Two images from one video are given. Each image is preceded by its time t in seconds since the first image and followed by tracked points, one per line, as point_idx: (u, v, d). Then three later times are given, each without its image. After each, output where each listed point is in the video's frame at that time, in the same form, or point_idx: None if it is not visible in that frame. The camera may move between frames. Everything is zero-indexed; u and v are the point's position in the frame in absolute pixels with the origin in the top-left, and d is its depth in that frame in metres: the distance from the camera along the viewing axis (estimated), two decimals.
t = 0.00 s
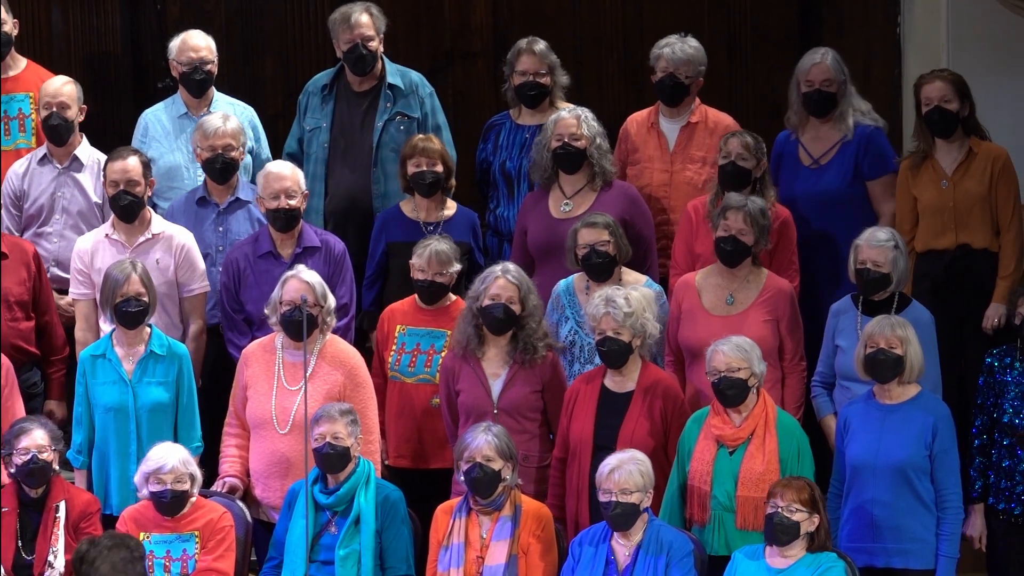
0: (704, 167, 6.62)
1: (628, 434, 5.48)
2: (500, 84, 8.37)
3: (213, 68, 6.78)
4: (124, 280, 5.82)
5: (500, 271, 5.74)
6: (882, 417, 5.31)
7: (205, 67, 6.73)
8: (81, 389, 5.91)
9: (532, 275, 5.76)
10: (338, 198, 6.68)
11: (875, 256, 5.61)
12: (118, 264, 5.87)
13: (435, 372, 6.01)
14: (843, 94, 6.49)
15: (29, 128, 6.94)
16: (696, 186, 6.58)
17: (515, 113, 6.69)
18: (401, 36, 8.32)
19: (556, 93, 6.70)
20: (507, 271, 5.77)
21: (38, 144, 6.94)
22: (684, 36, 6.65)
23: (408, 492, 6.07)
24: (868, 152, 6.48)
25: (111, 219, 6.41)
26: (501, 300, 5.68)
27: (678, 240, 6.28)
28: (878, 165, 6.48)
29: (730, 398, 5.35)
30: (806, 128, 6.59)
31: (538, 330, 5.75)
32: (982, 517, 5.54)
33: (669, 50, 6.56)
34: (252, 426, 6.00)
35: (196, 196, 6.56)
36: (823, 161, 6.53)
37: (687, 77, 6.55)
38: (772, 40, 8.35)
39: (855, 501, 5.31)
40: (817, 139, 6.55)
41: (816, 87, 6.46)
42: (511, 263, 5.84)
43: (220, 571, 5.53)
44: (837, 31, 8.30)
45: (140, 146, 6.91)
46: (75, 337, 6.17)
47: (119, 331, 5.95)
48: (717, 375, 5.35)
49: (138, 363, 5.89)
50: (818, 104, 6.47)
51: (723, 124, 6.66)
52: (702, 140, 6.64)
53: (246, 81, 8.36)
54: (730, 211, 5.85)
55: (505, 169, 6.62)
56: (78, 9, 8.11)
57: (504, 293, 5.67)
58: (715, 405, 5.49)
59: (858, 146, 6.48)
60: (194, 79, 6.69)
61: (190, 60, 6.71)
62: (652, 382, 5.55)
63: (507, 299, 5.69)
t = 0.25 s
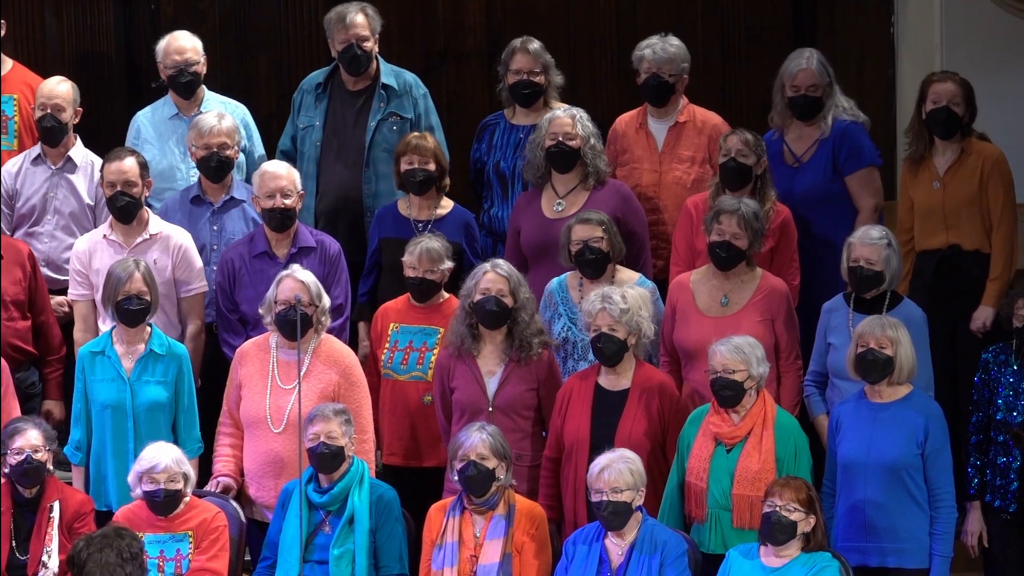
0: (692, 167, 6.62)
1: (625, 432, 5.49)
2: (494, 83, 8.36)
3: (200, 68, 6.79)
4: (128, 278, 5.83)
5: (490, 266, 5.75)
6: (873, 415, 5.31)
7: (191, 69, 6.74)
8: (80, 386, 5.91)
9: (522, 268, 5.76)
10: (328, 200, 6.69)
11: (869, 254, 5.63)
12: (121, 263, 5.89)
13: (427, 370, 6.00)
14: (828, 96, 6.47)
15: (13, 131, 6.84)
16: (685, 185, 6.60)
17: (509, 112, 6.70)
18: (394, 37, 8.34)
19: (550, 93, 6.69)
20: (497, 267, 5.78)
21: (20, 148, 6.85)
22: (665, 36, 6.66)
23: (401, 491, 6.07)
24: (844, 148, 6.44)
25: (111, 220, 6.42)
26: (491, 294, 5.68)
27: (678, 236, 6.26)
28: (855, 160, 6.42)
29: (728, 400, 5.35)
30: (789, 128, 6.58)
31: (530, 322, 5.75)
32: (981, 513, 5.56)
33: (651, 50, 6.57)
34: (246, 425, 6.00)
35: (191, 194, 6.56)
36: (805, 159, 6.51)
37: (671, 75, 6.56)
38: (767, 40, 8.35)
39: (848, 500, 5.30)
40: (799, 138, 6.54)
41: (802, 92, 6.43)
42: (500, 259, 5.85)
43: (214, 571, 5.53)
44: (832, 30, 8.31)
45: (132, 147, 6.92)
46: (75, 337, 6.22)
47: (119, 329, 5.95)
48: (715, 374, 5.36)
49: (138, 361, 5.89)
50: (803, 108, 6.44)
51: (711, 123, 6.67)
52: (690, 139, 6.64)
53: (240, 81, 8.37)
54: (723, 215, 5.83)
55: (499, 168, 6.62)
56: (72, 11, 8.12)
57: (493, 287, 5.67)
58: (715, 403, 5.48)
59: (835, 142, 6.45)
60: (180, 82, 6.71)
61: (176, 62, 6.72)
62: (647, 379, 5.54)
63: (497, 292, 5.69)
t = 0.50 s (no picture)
0: (685, 166, 6.62)
1: (626, 432, 5.49)
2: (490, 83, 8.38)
3: (186, 69, 6.77)
4: (130, 279, 5.82)
5: (487, 269, 5.75)
6: (867, 415, 5.31)
7: (178, 71, 6.73)
8: (77, 386, 5.91)
9: (520, 269, 5.73)
10: (324, 198, 6.71)
11: (858, 253, 5.63)
12: (124, 263, 5.89)
13: (422, 369, 6.00)
14: (821, 96, 6.47)
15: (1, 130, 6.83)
16: (677, 185, 6.59)
17: (506, 112, 6.69)
18: (390, 37, 8.34)
19: (547, 93, 6.69)
20: (495, 269, 5.76)
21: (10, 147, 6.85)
22: (651, 36, 6.66)
23: (396, 490, 6.08)
24: (838, 149, 6.43)
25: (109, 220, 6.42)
26: (488, 297, 5.67)
27: (681, 237, 6.27)
28: (849, 161, 6.42)
29: (727, 402, 5.34)
30: (782, 128, 6.56)
31: (531, 323, 5.74)
32: (980, 514, 5.55)
33: (638, 51, 6.57)
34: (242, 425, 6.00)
35: (189, 194, 6.56)
36: (798, 159, 6.50)
37: (659, 75, 6.56)
38: (765, 39, 8.33)
39: (843, 500, 5.30)
40: (793, 138, 6.52)
41: (794, 91, 6.42)
42: (499, 261, 5.84)
43: (209, 571, 5.52)
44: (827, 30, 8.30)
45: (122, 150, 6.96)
46: (73, 337, 6.22)
47: (118, 329, 5.95)
48: (714, 376, 5.34)
49: (136, 361, 5.88)
50: (796, 108, 6.44)
51: (701, 122, 6.66)
52: (682, 139, 6.64)
53: (236, 82, 8.40)
54: (722, 215, 5.81)
55: (495, 168, 6.62)
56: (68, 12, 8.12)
57: (490, 289, 5.66)
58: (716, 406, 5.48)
59: (830, 144, 6.44)
60: (167, 83, 6.71)
61: (163, 65, 6.72)
62: (645, 380, 5.55)
63: (495, 294, 5.68)
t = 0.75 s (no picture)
0: (683, 165, 6.64)
1: (623, 431, 5.49)
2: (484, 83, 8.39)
3: (176, 69, 6.77)
4: (122, 277, 5.81)
5: (487, 267, 5.75)
6: (862, 414, 5.32)
7: (168, 70, 6.73)
8: (71, 386, 5.90)
9: (520, 268, 5.73)
10: (319, 196, 6.70)
11: (847, 248, 5.63)
12: (115, 262, 5.88)
13: (418, 367, 6.02)
14: (817, 95, 6.48)
15: None
16: (675, 184, 6.61)
17: (501, 112, 6.70)
18: (385, 36, 8.33)
19: (542, 93, 6.72)
20: (496, 268, 5.77)
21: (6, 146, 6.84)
22: (644, 35, 6.64)
23: (392, 490, 6.08)
24: (848, 156, 6.44)
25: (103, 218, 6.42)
26: (487, 295, 5.67)
27: (683, 238, 6.30)
28: (857, 170, 6.44)
29: (728, 402, 5.35)
30: (780, 129, 6.57)
31: (530, 322, 5.74)
32: (980, 514, 5.56)
33: (631, 52, 6.55)
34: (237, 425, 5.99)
35: (188, 194, 6.57)
36: (801, 161, 6.51)
37: (653, 75, 6.55)
38: (761, 40, 8.36)
39: (837, 499, 5.31)
40: (793, 139, 6.54)
41: (789, 89, 6.46)
42: (500, 259, 5.84)
43: (205, 570, 5.52)
44: (822, 30, 8.33)
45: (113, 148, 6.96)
46: (68, 336, 6.20)
47: (111, 328, 5.95)
48: (718, 375, 5.35)
49: (129, 360, 5.88)
50: (793, 107, 6.46)
51: (698, 121, 6.66)
52: (678, 138, 6.65)
53: (231, 82, 8.40)
54: (729, 215, 5.81)
55: (490, 167, 6.63)
56: (63, 11, 8.12)
57: (489, 287, 5.67)
58: (714, 407, 5.49)
59: (838, 149, 6.45)
60: (157, 83, 6.70)
61: (153, 64, 6.71)
62: (643, 380, 5.56)
63: (493, 292, 5.68)
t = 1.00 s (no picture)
0: (683, 165, 6.64)
1: (620, 432, 5.49)
2: (481, 82, 8.39)
3: (170, 68, 6.78)
4: (113, 278, 5.81)
5: (486, 268, 5.75)
6: (858, 415, 5.32)
7: (162, 69, 6.73)
8: (68, 387, 5.90)
9: (518, 269, 5.73)
10: (319, 196, 6.70)
11: (839, 247, 5.64)
12: (105, 262, 5.87)
13: (416, 368, 6.03)
14: (820, 93, 6.48)
15: None
16: (676, 184, 6.61)
17: (497, 111, 6.71)
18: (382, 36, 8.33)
19: (539, 93, 6.71)
20: (495, 269, 5.77)
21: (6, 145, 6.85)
22: (648, 34, 6.64)
23: (389, 491, 6.08)
24: (855, 159, 6.44)
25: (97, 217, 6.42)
26: (485, 296, 5.67)
27: (682, 239, 6.29)
28: (863, 173, 6.45)
29: (729, 399, 5.35)
30: (786, 128, 6.58)
31: (528, 323, 5.74)
32: (976, 515, 5.57)
33: (636, 50, 6.55)
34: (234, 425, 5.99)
35: (192, 193, 6.58)
36: (806, 161, 6.52)
37: (657, 74, 6.56)
38: (759, 42, 8.35)
39: (833, 499, 5.30)
40: (799, 139, 6.54)
41: (790, 88, 6.47)
42: (499, 260, 5.84)
43: (202, 570, 5.53)
44: (819, 30, 8.35)
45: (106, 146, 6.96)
46: (62, 335, 6.19)
47: (105, 328, 5.95)
48: (720, 373, 5.36)
49: (124, 359, 5.88)
50: (796, 105, 6.47)
51: (699, 121, 6.67)
52: (679, 137, 6.65)
53: (229, 82, 8.39)
54: (740, 216, 5.80)
55: (487, 167, 6.64)
56: (60, 11, 8.12)
57: (488, 288, 5.67)
58: (712, 406, 5.48)
59: (845, 151, 6.46)
60: (151, 82, 6.71)
61: (147, 63, 6.71)
62: (638, 380, 5.56)
63: (491, 294, 5.68)
